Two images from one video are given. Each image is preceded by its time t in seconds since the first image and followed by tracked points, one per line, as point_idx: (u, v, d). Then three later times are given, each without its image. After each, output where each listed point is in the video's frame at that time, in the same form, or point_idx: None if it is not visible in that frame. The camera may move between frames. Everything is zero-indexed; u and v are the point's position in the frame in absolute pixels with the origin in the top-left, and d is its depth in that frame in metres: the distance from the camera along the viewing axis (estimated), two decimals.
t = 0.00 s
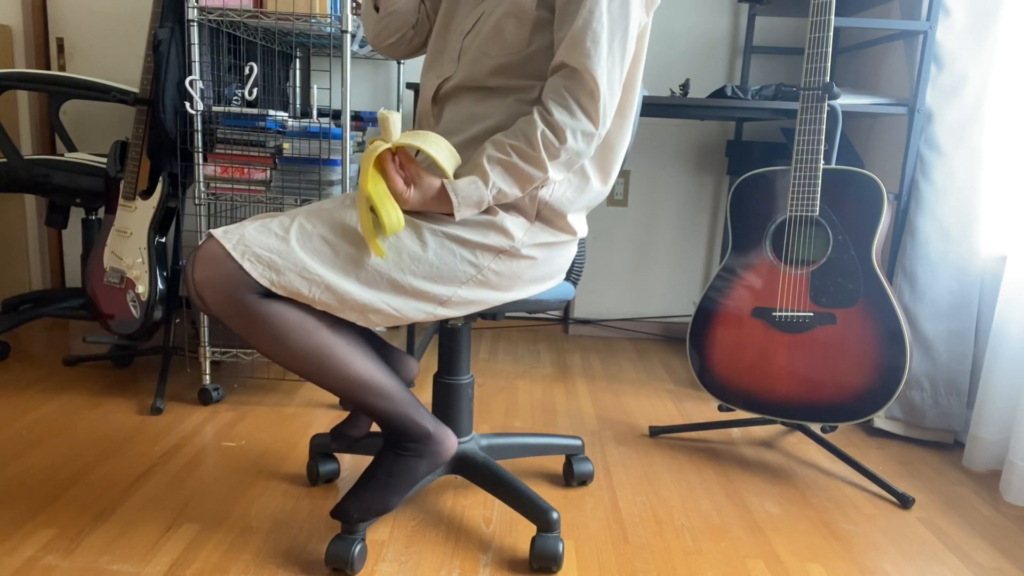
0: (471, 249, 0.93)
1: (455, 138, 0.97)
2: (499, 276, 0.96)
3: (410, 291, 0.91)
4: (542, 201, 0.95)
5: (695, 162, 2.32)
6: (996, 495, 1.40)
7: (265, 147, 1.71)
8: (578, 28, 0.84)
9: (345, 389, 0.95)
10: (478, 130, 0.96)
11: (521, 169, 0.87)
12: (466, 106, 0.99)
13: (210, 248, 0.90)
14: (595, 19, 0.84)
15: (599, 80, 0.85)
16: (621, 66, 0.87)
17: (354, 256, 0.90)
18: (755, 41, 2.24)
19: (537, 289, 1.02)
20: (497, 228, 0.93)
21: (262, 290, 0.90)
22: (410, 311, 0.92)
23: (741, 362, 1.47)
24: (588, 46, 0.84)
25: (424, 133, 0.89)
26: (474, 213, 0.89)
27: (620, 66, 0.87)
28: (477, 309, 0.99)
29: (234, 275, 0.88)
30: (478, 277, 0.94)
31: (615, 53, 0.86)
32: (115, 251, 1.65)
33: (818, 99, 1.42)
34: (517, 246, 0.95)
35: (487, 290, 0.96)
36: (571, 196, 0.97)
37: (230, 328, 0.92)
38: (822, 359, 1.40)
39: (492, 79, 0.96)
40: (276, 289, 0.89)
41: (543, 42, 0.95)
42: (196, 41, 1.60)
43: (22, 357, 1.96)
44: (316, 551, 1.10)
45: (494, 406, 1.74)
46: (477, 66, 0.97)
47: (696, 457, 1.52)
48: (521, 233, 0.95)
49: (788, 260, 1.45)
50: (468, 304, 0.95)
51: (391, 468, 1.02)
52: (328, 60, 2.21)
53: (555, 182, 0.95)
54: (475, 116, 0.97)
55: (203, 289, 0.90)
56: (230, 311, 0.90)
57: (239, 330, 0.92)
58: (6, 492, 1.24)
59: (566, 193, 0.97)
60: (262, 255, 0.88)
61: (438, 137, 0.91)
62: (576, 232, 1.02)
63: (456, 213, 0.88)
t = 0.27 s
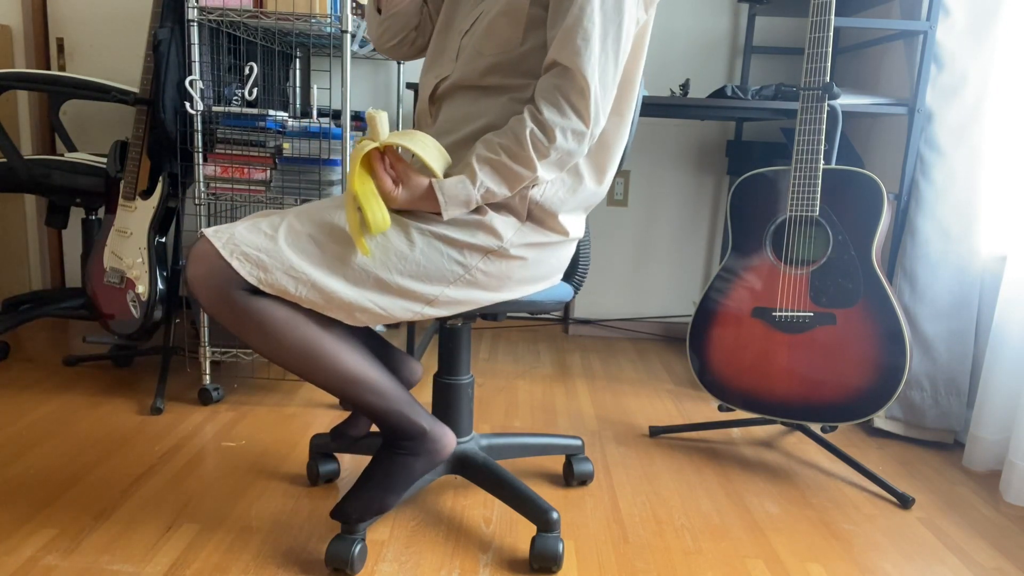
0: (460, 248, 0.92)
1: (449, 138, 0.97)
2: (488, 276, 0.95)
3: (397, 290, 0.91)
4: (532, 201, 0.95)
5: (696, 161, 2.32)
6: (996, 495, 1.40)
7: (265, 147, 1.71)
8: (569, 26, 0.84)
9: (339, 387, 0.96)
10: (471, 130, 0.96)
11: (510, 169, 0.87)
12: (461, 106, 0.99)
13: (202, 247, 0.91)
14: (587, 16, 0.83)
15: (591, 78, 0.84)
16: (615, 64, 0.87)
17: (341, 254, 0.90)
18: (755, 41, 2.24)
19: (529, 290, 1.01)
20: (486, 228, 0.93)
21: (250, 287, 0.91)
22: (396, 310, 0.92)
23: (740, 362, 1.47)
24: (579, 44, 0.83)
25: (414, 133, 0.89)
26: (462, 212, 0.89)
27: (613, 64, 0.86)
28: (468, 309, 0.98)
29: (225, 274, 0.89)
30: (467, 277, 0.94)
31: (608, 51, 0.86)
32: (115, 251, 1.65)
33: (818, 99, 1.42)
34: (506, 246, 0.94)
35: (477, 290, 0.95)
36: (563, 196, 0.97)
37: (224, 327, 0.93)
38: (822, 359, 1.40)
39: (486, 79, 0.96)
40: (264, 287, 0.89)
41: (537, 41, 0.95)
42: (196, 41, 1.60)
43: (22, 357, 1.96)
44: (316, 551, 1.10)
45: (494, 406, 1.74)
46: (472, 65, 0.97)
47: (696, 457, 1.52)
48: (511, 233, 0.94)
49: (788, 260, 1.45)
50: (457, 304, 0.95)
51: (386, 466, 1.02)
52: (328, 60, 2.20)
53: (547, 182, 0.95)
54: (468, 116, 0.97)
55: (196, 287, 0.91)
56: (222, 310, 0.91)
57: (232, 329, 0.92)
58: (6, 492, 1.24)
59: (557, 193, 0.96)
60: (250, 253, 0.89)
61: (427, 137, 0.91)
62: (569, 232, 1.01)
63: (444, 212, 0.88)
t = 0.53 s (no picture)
0: (444, 248, 0.92)
1: (441, 138, 0.97)
2: (473, 276, 0.94)
3: (379, 289, 0.91)
4: (519, 200, 0.94)
5: (696, 162, 2.32)
6: (996, 496, 1.40)
7: (265, 147, 1.71)
8: (558, 23, 0.83)
9: (332, 385, 0.96)
10: (462, 129, 0.95)
11: (494, 168, 0.86)
12: (454, 105, 0.99)
13: (193, 247, 0.91)
14: (575, 13, 0.83)
15: (580, 75, 0.84)
16: (605, 62, 0.86)
17: (326, 253, 0.90)
18: (755, 41, 2.24)
19: (519, 291, 1.00)
20: (471, 228, 0.92)
21: (237, 285, 0.91)
22: (378, 309, 0.92)
23: (740, 362, 1.47)
24: (566, 41, 0.83)
25: (401, 134, 0.89)
26: (446, 212, 0.89)
27: (603, 62, 0.86)
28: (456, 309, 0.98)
29: (214, 273, 0.90)
30: (451, 277, 0.93)
31: (599, 49, 0.85)
32: (115, 251, 1.65)
33: (818, 99, 1.42)
34: (490, 246, 0.93)
35: (462, 290, 0.95)
36: (551, 196, 0.95)
37: (218, 326, 0.94)
38: (822, 359, 1.40)
39: (478, 77, 0.96)
40: (250, 286, 0.89)
41: (529, 39, 0.94)
42: (196, 41, 1.60)
43: (22, 357, 1.96)
44: (316, 551, 1.10)
45: (494, 406, 1.74)
46: (465, 64, 0.97)
47: (696, 457, 1.52)
48: (496, 233, 0.93)
49: (788, 260, 1.45)
50: (442, 304, 0.94)
51: (379, 462, 1.02)
52: (328, 60, 2.20)
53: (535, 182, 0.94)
54: (460, 116, 0.97)
55: (190, 287, 0.92)
56: (215, 309, 0.91)
57: (225, 328, 0.93)
58: (6, 492, 1.24)
59: (545, 194, 0.95)
60: (237, 252, 0.89)
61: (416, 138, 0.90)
62: (558, 233, 0.99)
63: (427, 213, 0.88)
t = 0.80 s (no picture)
0: (427, 248, 0.91)
1: (433, 138, 0.97)
2: (457, 276, 0.93)
3: (362, 287, 0.91)
4: (504, 200, 0.91)
5: (695, 162, 2.32)
6: (996, 496, 1.40)
7: (265, 147, 1.72)
8: (542, 20, 0.82)
9: (324, 382, 0.96)
10: (453, 129, 0.95)
11: (477, 167, 0.86)
12: (448, 105, 0.98)
13: (190, 247, 0.94)
14: (559, 11, 0.81)
15: (564, 75, 0.82)
16: (592, 62, 0.84)
17: (310, 251, 0.90)
18: (755, 41, 2.24)
19: (507, 291, 0.98)
20: (453, 228, 0.91)
21: (226, 283, 0.92)
22: (360, 307, 0.91)
23: (740, 362, 1.47)
24: (550, 39, 0.81)
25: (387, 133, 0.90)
26: (429, 211, 0.88)
27: (590, 62, 0.84)
28: (442, 309, 0.97)
29: (207, 271, 0.92)
30: (434, 276, 0.92)
31: (585, 48, 0.83)
32: (115, 251, 1.65)
33: (818, 99, 1.42)
34: (473, 245, 0.91)
35: (446, 290, 0.94)
36: (537, 196, 0.93)
37: (213, 325, 0.95)
38: (822, 359, 1.40)
39: (470, 76, 0.96)
40: (237, 284, 0.90)
41: (517, 37, 0.94)
42: (196, 41, 1.60)
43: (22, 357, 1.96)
44: (316, 551, 1.10)
45: (494, 406, 1.74)
46: (458, 63, 0.97)
47: (696, 457, 1.52)
48: (479, 233, 0.92)
49: (788, 260, 1.45)
50: (426, 303, 0.93)
51: (373, 459, 1.03)
52: (328, 60, 2.21)
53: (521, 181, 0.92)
54: (453, 115, 0.97)
55: (187, 285, 0.94)
56: (209, 307, 0.93)
57: (219, 326, 0.94)
58: (6, 492, 1.24)
59: (531, 193, 0.93)
60: (225, 251, 0.90)
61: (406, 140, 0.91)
62: (544, 235, 0.96)
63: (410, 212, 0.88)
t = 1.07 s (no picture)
0: (411, 248, 0.91)
1: (427, 138, 0.97)
2: (441, 276, 0.92)
3: (346, 285, 0.91)
4: (488, 199, 0.91)
5: (695, 162, 2.32)
6: (996, 496, 1.40)
7: (265, 147, 1.72)
8: (527, 19, 0.81)
9: (313, 379, 0.97)
10: (446, 129, 0.95)
11: (459, 167, 0.85)
12: (443, 105, 0.98)
13: (189, 247, 0.96)
14: (544, 9, 0.80)
15: (548, 74, 0.81)
16: (579, 60, 0.83)
17: (296, 248, 0.91)
18: (755, 40, 2.24)
19: (494, 292, 0.97)
20: (437, 228, 0.90)
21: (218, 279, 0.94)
22: (345, 305, 0.92)
23: (740, 362, 1.47)
24: (533, 38, 0.80)
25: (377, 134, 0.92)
26: (415, 211, 0.89)
27: (576, 60, 0.83)
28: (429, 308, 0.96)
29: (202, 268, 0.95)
30: (418, 275, 0.91)
31: (571, 47, 0.82)
32: (115, 251, 1.65)
33: (818, 99, 1.42)
34: (455, 245, 0.90)
35: (430, 290, 0.93)
36: (522, 196, 0.93)
37: (207, 321, 0.97)
38: (822, 359, 1.40)
39: (464, 75, 0.96)
40: (228, 281, 0.92)
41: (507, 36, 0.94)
42: (196, 41, 1.60)
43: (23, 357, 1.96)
44: (316, 551, 1.10)
45: (494, 406, 1.74)
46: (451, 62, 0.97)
47: (696, 457, 1.52)
48: (462, 232, 0.91)
49: (788, 260, 1.45)
50: (410, 302, 0.93)
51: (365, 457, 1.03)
52: (328, 60, 2.21)
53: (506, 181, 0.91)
54: (448, 115, 0.96)
55: (183, 283, 0.97)
56: (203, 304, 0.95)
57: (212, 322, 0.96)
58: (6, 492, 1.24)
59: (517, 193, 0.92)
60: (217, 248, 0.92)
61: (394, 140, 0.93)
62: (529, 236, 0.95)
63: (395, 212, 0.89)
